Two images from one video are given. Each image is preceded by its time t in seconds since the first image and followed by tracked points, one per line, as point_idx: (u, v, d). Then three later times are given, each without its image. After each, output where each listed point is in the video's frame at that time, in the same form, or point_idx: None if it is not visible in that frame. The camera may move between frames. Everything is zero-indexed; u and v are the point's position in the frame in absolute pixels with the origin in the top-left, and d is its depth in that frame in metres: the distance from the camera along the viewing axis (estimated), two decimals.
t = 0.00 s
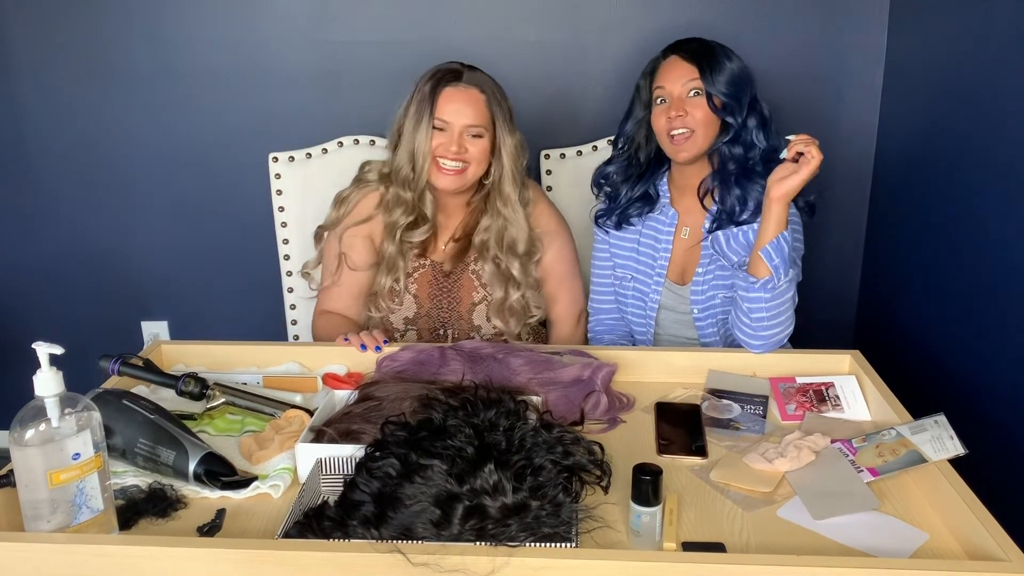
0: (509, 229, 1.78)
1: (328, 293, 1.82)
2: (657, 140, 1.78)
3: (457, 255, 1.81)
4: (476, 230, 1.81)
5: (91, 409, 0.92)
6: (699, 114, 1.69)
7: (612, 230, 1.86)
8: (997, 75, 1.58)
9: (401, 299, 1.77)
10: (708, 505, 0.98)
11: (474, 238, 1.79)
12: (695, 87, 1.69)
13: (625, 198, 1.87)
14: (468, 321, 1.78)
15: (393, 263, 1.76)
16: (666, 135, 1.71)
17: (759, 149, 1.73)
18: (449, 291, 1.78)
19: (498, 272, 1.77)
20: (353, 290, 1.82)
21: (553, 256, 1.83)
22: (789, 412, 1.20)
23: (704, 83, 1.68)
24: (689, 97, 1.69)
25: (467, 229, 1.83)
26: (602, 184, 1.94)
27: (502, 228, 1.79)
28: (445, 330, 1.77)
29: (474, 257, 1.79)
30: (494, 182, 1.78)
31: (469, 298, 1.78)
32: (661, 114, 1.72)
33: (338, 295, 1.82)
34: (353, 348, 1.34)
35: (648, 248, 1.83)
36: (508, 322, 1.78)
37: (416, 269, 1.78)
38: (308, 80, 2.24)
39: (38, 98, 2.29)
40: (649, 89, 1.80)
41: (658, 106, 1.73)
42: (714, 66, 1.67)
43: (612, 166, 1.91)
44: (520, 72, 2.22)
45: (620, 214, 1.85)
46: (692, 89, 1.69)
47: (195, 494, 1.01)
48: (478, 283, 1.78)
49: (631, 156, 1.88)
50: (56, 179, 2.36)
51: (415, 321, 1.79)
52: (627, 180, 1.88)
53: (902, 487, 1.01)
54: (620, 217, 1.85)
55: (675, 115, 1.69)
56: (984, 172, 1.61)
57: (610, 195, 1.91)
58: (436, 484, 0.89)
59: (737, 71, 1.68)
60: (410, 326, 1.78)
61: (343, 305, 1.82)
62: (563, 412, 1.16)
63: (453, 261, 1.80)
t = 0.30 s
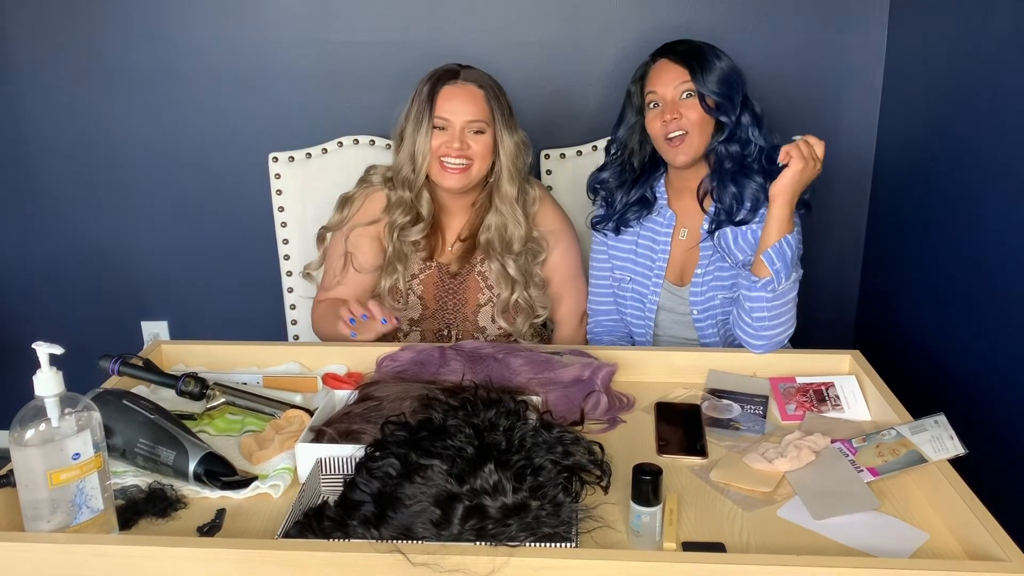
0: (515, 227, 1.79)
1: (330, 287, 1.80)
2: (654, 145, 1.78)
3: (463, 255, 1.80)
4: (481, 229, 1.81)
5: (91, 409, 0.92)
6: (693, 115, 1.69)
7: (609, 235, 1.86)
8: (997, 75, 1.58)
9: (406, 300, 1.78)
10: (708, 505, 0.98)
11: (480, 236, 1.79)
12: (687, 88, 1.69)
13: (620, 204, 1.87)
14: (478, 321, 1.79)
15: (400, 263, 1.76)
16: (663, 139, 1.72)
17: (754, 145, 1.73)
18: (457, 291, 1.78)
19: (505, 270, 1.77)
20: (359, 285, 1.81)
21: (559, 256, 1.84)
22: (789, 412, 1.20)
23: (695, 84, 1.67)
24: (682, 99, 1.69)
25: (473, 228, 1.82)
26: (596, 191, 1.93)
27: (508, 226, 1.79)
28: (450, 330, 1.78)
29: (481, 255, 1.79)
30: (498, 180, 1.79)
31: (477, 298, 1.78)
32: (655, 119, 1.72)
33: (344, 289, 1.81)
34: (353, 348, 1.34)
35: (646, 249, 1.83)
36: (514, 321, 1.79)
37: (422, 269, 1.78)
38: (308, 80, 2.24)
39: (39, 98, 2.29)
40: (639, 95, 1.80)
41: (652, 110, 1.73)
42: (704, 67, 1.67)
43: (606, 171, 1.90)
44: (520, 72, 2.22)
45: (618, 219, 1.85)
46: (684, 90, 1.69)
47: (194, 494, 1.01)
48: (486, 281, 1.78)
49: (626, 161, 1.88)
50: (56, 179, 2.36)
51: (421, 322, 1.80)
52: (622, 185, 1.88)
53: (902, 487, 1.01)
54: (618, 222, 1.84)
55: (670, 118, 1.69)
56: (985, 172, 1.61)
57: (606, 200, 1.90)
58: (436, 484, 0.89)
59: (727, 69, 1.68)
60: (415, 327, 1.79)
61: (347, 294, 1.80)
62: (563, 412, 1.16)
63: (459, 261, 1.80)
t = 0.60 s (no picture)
0: (513, 226, 1.78)
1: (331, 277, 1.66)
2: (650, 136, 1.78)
3: (464, 256, 1.80)
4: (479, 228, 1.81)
5: (91, 409, 0.92)
6: (699, 116, 1.70)
7: (598, 234, 1.87)
8: (998, 75, 1.58)
9: (408, 304, 1.77)
10: (708, 505, 0.98)
11: (479, 236, 1.79)
12: (701, 89, 1.70)
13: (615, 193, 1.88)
14: (479, 324, 1.78)
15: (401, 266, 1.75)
16: (661, 128, 1.72)
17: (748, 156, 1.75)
18: (459, 294, 1.78)
19: (506, 270, 1.77)
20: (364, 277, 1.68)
21: (558, 257, 1.82)
22: (789, 412, 1.20)
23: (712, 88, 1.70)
24: (693, 98, 1.71)
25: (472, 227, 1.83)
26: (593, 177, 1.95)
27: (507, 225, 1.79)
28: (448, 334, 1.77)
29: (480, 256, 1.79)
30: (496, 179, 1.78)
31: (478, 300, 1.78)
32: (661, 107, 1.72)
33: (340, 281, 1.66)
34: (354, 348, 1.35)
35: (636, 253, 1.84)
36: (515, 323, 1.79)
37: (423, 272, 1.78)
38: (308, 79, 2.24)
39: (39, 98, 2.29)
40: (653, 80, 1.81)
41: (660, 98, 1.73)
42: (722, 72, 1.70)
43: (606, 160, 1.92)
44: (520, 72, 2.22)
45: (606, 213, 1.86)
46: (698, 89, 1.70)
47: (195, 494, 1.01)
48: (487, 282, 1.78)
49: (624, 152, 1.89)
50: (56, 179, 2.36)
51: (420, 325, 1.78)
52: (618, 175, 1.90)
53: (902, 487, 1.01)
54: (607, 222, 1.86)
55: (677, 111, 1.70)
56: (985, 172, 1.61)
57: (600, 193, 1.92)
58: (436, 484, 0.89)
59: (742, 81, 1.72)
60: (416, 330, 1.78)
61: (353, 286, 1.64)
62: (563, 412, 1.16)
63: (459, 263, 1.80)
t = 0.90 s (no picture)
0: (504, 228, 1.77)
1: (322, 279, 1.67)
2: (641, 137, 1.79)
3: (456, 260, 1.80)
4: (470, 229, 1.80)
5: (91, 409, 0.92)
6: (693, 123, 1.72)
7: (588, 234, 1.89)
8: (998, 75, 1.58)
9: (399, 308, 1.76)
10: (708, 505, 0.98)
11: (469, 239, 1.78)
12: (698, 98, 1.72)
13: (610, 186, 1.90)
14: (471, 328, 1.78)
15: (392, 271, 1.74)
16: (654, 133, 1.73)
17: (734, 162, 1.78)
18: (449, 299, 1.77)
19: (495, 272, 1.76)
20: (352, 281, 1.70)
21: (551, 260, 1.82)
22: (789, 412, 1.20)
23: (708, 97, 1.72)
24: (688, 105, 1.73)
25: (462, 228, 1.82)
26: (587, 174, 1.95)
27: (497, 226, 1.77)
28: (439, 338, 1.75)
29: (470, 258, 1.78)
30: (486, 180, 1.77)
31: (470, 306, 1.78)
32: (657, 111, 1.73)
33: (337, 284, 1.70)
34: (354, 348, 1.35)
35: (625, 255, 1.85)
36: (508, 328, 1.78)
37: (414, 277, 1.77)
38: (308, 80, 2.24)
39: (39, 98, 2.29)
40: (651, 81, 1.81)
41: (657, 102, 1.74)
42: (719, 82, 1.72)
43: (602, 160, 1.93)
44: (520, 72, 2.22)
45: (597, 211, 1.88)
46: (695, 98, 1.72)
47: (194, 494, 1.01)
48: (477, 286, 1.78)
49: (617, 152, 1.90)
50: (56, 179, 2.35)
51: (411, 329, 1.78)
52: (612, 172, 1.91)
53: (902, 487, 1.01)
54: (596, 222, 1.88)
55: (672, 118, 1.71)
56: (985, 172, 1.61)
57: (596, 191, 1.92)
58: (436, 484, 0.89)
59: (737, 91, 1.74)
60: (407, 334, 1.77)
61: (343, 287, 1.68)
62: (563, 412, 1.16)
63: (451, 267, 1.79)
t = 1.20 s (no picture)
0: (500, 230, 1.78)
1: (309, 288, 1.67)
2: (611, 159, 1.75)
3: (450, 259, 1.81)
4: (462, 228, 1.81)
5: (91, 409, 0.92)
6: (655, 128, 1.68)
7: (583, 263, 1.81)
8: (998, 75, 1.57)
9: (395, 309, 1.77)
10: (708, 505, 0.98)
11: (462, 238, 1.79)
12: (647, 102, 1.68)
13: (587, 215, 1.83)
14: (467, 327, 1.78)
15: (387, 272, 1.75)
16: (625, 154, 1.69)
17: (700, 147, 1.74)
18: (444, 298, 1.79)
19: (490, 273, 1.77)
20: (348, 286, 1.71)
21: (545, 258, 1.82)
22: (789, 412, 1.20)
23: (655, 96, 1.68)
24: (641, 112, 1.68)
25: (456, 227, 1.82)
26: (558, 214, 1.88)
27: (491, 226, 1.78)
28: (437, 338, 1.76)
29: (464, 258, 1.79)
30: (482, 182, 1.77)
31: (465, 305, 1.79)
32: (617, 133, 1.69)
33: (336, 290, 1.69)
34: (354, 348, 1.35)
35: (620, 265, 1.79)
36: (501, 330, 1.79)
37: (410, 277, 1.78)
38: (308, 80, 2.24)
39: (39, 98, 2.29)
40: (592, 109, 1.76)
41: (612, 125, 1.70)
42: (657, 77, 1.67)
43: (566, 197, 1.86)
44: (520, 71, 2.22)
45: (584, 243, 1.80)
46: (644, 104, 1.68)
47: (194, 494, 1.01)
48: (472, 287, 1.78)
49: (579, 186, 1.84)
50: (56, 179, 2.35)
51: (408, 330, 1.78)
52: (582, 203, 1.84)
53: (902, 487, 1.01)
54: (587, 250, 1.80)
55: (635, 134, 1.67)
56: (985, 173, 1.61)
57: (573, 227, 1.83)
58: (436, 484, 0.89)
59: (675, 75, 1.69)
60: (403, 335, 1.77)
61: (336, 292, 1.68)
62: (563, 412, 1.16)
63: (446, 267, 1.81)
